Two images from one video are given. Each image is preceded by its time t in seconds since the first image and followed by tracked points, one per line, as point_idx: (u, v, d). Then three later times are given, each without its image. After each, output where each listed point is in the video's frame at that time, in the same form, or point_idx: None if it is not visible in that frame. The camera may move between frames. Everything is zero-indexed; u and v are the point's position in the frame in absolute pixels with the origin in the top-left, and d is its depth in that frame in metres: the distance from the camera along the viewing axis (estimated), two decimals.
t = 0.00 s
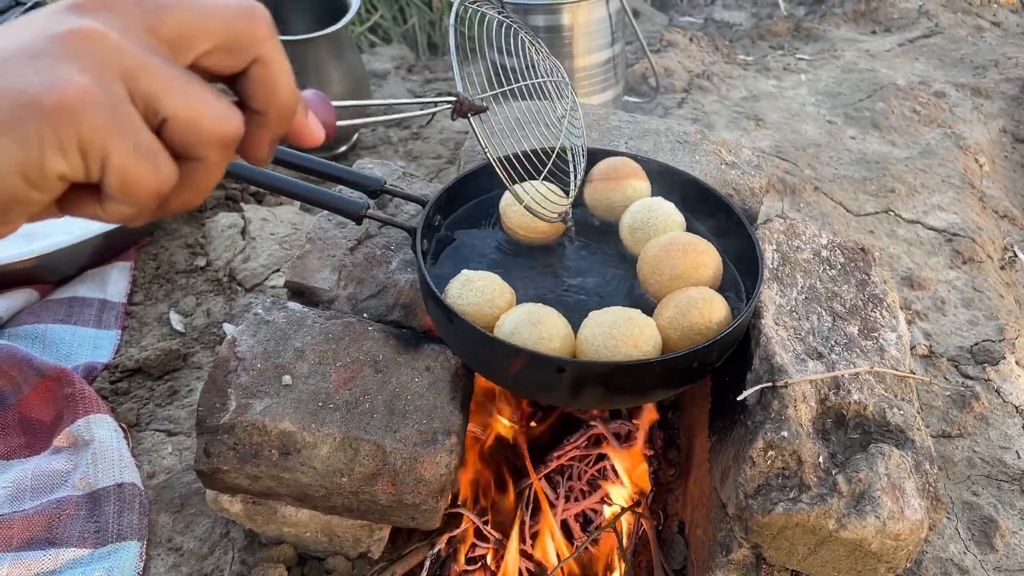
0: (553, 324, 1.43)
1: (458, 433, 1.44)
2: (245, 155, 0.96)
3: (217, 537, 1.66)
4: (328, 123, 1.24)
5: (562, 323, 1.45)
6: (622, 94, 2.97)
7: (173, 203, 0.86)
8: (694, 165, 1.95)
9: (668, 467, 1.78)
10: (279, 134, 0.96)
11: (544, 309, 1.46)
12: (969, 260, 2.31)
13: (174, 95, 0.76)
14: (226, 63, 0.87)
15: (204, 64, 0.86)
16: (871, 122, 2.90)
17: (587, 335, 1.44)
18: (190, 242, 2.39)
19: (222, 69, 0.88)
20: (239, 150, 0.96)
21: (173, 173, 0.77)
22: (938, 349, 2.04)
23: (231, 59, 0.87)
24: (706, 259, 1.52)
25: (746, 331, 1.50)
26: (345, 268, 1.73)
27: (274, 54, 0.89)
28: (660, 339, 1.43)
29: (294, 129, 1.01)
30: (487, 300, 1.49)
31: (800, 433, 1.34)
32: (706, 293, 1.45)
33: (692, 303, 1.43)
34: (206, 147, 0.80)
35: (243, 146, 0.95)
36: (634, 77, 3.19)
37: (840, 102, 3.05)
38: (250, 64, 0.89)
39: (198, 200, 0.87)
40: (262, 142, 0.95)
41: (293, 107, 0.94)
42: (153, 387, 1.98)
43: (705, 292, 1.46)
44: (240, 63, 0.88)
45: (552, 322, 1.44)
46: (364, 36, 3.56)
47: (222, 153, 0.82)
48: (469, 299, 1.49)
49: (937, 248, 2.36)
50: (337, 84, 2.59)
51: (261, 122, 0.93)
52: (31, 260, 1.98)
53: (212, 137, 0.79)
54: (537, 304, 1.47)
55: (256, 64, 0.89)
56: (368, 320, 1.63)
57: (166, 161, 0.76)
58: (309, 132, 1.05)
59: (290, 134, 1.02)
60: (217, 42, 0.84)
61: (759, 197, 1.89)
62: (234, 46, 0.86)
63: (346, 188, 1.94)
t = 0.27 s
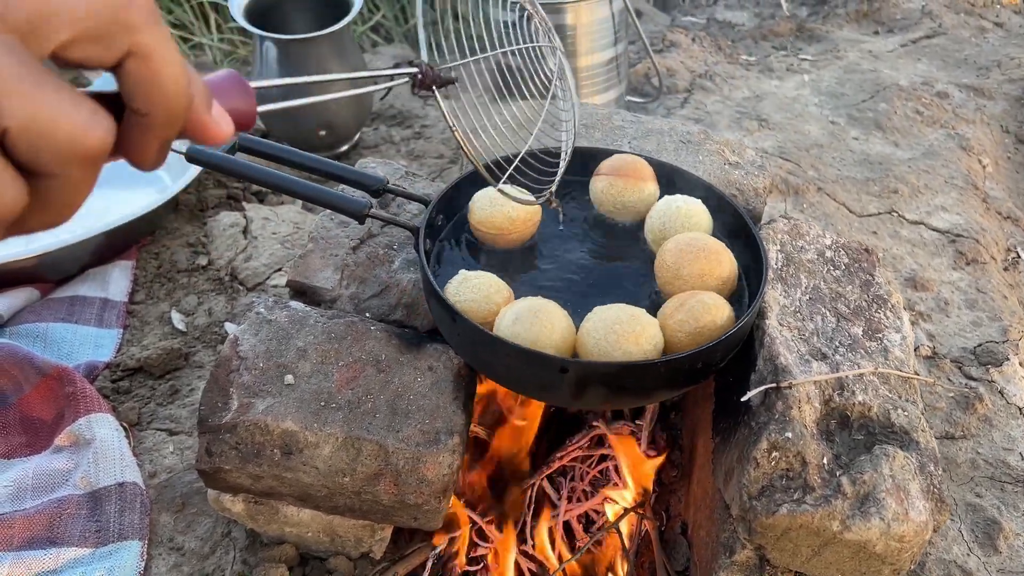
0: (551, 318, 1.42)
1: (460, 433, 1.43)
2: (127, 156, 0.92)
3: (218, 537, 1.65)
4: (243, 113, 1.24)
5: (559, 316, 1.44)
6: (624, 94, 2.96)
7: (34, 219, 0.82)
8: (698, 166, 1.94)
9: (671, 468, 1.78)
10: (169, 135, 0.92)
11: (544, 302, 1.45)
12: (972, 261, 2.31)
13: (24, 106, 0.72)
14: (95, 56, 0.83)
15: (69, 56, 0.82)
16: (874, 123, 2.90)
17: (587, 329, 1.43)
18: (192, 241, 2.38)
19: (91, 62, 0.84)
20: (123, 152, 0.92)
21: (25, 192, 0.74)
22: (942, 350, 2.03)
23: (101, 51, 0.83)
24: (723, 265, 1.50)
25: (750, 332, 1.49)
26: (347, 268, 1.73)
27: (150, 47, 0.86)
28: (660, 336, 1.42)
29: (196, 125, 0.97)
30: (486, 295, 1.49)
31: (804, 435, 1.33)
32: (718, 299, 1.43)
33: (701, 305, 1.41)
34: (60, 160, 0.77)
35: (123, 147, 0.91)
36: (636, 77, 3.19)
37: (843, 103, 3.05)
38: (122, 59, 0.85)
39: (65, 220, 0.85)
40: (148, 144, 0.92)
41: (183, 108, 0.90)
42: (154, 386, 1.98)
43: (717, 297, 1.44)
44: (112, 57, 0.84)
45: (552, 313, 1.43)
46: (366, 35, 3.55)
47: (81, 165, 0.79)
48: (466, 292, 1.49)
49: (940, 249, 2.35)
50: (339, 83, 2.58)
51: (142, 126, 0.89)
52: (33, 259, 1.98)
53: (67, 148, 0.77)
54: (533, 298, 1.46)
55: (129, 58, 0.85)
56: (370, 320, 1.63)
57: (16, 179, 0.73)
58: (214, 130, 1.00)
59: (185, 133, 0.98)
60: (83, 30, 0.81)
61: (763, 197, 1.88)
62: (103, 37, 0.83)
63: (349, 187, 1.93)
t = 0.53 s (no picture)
0: (546, 318, 1.42)
1: (461, 436, 1.43)
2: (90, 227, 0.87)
3: (218, 539, 1.65)
4: (197, 166, 1.04)
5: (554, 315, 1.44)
6: (624, 95, 2.96)
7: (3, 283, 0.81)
8: (698, 168, 1.94)
9: (670, 470, 1.78)
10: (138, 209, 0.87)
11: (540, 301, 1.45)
12: (972, 263, 2.31)
13: None
14: (72, 136, 0.78)
15: (45, 134, 0.77)
16: (874, 125, 2.90)
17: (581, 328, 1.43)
18: (193, 242, 2.38)
19: (67, 140, 0.79)
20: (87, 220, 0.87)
21: None
22: (941, 353, 2.03)
23: (79, 132, 0.78)
24: (725, 271, 1.50)
25: (750, 335, 1.49)
26: (348, 270, 1.73)
27: (129, 132, 0.80)
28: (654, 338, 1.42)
29: (167, 202, 0.90)
30: (482, 295, 1.49)
31: (804, 438, 1.33)
32: (717, 303, 1.43)
33: (699, 310, 1.40)
34: (31, 239, 0.75)
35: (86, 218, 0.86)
36: (637, 78, 3.19)
37: (843, 104, 3.05)
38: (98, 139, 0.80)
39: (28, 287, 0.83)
40: (112, 216, 0.86)
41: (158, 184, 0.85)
42: (155, 387, 1.98)
43: (715, 302, 1.44)
44: (89, 138, 0.79)
45: (547, 312, 1.43)
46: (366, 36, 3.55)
47: (48, 247, 0.77)
48: (461, 290, 1.49)
49: (940, 251, 2.35)
50: (339, 84, 2.58)
51: (110, 199, 0.85)
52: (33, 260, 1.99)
53: (39, 229, 0.74)
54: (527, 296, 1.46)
55: (105, 139, 0.80)
56: (371, 322, 1.63)
57: None
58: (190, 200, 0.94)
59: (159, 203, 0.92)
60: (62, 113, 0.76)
61: (763, 200, 1.88)
62: (80, 119, 0.78)
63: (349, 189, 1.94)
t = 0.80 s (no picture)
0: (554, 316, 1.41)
1: (465, 432, 1.43)
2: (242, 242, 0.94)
3: (221, 536, 1.65)
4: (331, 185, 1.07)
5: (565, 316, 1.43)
6: (627, 93, 2.96)
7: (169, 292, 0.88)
8: (702, 165, 1.94)
9: (674, 468, 1.78)
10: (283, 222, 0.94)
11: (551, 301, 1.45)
12: (975, 261, 2.31)
13: (177, 201, 0.77)
14: (238, 157, 0.87)
15: (215, 154, 0.86)
16: (876, 123, 2.90)
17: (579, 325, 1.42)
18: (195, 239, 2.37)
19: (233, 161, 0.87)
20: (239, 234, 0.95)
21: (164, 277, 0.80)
22: (944, 350, 2.03)
23: (243, 153, 0.87)
24: (732, 269, 1.49)
25: (755, 332, 1.49)
26: (352, 266, 1.73)
27: (285, 152, 0.88)
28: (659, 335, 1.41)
29: (305, 213, 0.97)
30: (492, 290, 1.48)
31: (809, 435, 1.33)
32: (721, 301, 1.42)
33: (704, 308, 1.40)
34: (204, 249, 0.82)
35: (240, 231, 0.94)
36: (639, 76, 3.19)
37: (845, 102, 3.05)
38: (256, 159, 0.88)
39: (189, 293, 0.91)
40: (261, 231, 0.94)
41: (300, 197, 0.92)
42: (157, 384, 1.97)
43: (719, 299, 1.43)
44: (251, 158, 0.87)
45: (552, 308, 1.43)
46: (368, 33, 3.55)
47: (215, 256, 0.84)
48: (474, 285, 1.49)
49: (942, 249, 2.35)
50: (342, 81, 2.58)
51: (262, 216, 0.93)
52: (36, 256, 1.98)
53: (212, 240, 0.81)
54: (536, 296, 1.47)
55: (263, 159, 0.88)
56: (375, 318, 1.63)
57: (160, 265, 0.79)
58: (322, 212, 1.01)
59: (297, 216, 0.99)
60: (230, 136, 0.84)
61: (767, 197, 1.88)
62: (246, 142, 0.85)
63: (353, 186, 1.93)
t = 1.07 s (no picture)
0: (544, 314, 1.42)
1: (467, 430, 1.43)
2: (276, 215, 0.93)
3: (221, 534, 1.64)
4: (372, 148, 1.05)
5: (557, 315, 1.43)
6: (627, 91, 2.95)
7: (192, 272, 0.87)
8: (704, 162, 1.93)
9: (675, 466, 1.78)
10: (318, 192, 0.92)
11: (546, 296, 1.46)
12: (977, 259, 2.31)
13: (193, 180, 0.74)
14: (260, 124, 0.83)
15: (236, 123, 0.82)
16: (877, 121, 2.89)
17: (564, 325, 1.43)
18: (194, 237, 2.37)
19: (257, 128, 0.84)
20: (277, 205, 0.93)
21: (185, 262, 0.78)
22: (946, 348, 2.03)
23: (266, 119, 0.83)
24: (738, 272, 1.46)
25: (758, 330, 1.49)
26: (353, 264, 1.72)
27: (316, 120, 0.84)
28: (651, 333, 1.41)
29: (342, 181, 0.94)
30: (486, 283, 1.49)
31: (812, 433, 1.33)
32: (715, 306, 1.42)
33: (696, 315, 1.40)
34: (223, 228, 0.79)
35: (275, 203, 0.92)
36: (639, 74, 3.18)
37: (846, 100, 3.04)
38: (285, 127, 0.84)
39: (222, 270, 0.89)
40: (294, 202, 0.92)
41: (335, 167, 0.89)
42: (157, 382, 1.97)
43: (714, 304, 1.42)
44: (276, 125, 0.84)
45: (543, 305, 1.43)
46: (367, 31, 3.54)
47: (240, 235, 0.82)
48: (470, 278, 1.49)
49: (944, 247, 2.35)
50: (342, 78, 2.57)
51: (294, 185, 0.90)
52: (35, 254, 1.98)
53: (231, 219, 0.78)
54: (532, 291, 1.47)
55: (292, 128, 0.84)
56: (376, 316, 1.62)
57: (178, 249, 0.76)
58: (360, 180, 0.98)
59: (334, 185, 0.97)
60: (251, 105, 0.80)
61: (769, 194, 1.88)
62: (271, 110, 0.82)
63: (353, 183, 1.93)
